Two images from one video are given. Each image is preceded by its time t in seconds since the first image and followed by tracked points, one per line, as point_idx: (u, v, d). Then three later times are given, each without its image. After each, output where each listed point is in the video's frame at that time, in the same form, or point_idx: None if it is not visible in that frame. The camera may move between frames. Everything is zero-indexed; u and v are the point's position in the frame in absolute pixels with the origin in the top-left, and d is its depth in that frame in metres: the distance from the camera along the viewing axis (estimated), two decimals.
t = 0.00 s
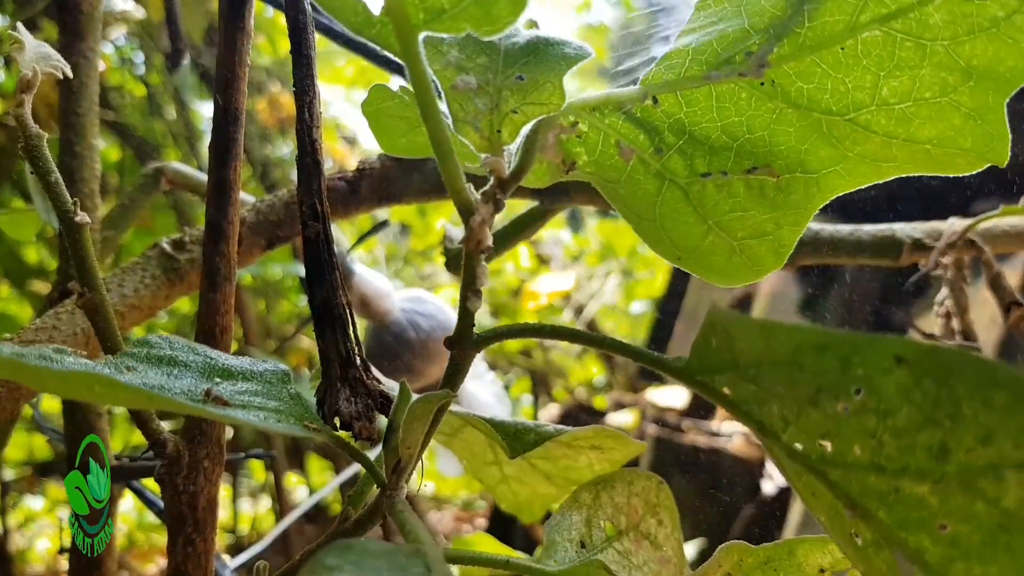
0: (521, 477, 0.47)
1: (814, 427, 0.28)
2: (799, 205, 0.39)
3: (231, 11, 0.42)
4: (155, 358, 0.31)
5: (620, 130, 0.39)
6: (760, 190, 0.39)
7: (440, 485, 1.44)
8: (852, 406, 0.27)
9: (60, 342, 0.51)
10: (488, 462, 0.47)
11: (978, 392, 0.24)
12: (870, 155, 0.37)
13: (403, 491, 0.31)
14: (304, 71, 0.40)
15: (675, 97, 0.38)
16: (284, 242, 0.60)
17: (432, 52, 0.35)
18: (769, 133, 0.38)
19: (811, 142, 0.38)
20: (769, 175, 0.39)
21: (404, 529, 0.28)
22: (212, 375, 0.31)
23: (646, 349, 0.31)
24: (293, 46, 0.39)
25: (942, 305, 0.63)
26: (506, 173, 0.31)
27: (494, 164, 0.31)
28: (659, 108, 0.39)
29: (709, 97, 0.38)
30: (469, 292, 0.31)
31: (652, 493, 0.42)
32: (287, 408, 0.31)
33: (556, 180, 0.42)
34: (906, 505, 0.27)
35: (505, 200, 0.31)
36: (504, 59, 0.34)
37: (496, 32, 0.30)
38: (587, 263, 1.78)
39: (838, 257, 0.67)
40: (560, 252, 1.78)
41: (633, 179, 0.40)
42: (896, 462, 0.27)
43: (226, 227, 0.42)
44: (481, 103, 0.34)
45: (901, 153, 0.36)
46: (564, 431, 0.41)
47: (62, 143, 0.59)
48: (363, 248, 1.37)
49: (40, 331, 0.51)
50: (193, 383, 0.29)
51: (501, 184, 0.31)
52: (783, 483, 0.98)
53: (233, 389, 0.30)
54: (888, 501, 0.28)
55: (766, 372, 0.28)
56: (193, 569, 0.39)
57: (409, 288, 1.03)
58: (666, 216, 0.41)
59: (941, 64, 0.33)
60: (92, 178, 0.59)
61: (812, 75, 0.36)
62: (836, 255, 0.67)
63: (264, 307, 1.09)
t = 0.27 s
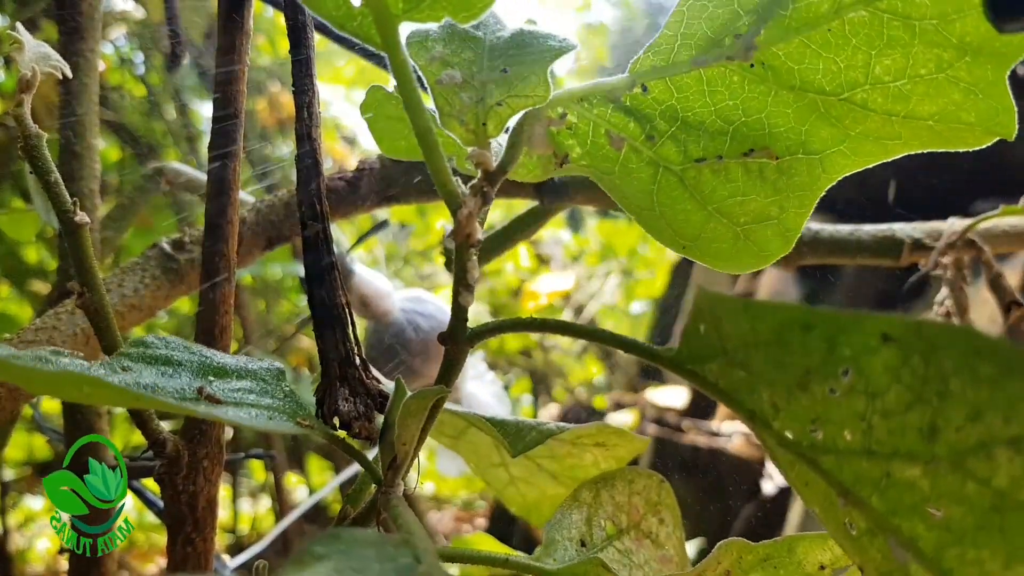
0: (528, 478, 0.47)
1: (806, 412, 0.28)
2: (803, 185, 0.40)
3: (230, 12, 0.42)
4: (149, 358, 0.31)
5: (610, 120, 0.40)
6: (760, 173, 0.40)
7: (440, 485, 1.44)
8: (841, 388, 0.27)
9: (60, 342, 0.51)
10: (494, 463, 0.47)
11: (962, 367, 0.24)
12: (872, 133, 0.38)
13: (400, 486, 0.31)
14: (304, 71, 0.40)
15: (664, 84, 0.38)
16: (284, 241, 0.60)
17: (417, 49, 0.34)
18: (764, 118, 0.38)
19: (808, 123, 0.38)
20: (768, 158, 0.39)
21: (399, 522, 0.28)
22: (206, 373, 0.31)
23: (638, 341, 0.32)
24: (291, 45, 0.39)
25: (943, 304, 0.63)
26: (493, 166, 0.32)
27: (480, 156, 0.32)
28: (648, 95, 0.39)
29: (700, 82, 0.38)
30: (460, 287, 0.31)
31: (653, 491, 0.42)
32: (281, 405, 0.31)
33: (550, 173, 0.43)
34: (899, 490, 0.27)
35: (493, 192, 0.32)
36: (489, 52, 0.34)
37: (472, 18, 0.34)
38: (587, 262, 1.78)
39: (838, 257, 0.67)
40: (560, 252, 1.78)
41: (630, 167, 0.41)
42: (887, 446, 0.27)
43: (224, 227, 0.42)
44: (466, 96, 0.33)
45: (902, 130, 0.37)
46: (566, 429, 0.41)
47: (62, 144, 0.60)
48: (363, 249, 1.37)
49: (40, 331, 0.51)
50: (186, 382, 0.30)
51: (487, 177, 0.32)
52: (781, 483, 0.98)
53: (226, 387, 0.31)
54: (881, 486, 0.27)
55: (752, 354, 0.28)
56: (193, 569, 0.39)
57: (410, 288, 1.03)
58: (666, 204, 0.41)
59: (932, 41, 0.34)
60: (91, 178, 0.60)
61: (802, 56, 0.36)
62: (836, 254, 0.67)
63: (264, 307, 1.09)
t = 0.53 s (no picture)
0: (527, 478, 0.47)
1: (805, 411, 0.28)
2: (806, 191, 0.40)
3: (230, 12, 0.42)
4: (148, 359, 0.31)
5: (613, 122, 0.40)
6: (762, 177, 0.40)
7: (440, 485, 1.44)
8: (839, 388, 0.26)
9: (60, 342, 0.51)
10: (494, 463, 0.47)
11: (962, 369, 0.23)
12: (876, 137, 0.38)
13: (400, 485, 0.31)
14: (304, 69, 0.40)
15: (666, 86, 0.39)
16: (284, 242, 0.60)
17: (418, 50, 0.34)
18: (766, 122, 0.39)
19: (811, 127, 0.38)
20: (769, 162, 0.39)
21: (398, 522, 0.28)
22: (204, 375, 0.31)
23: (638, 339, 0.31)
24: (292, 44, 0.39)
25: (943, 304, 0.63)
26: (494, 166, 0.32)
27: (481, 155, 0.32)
28: (650, 97, 0.39)
29: (703, 85, 0.38)
30: (461, 285, 0.32)
31: (653, 493, 0.42)
32: (280, 405, 0.31)
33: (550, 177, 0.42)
34: (898, 487, 0.27)
35: (495, 190, 0.32)
36: (492, 52, 0.34)
37: (471, 16, 0.33)
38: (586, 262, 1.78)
39: (838, 257, 0.67)
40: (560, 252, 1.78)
41: (632, 171, 0.41)
42: (887, 445, 0.27)
43: (225, 226, 0.42)
44: (468, 96, 0.33)
45: (905, 134, 0.37)
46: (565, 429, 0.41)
47: (62, 144, 0.60)
48: (363, 249, 1.37)
49: (40, 331, 0.51)
50: (185, 383, 0.30)
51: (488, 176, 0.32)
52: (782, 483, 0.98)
53: (225, 388, 0.31)
54: (881, 483, 0.27)
55: (752, 356, 0.28)
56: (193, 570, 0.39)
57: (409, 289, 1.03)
58: (668, 208, 0.41)
59: (934, 37, 0.34)
60: (91, 178, 0.59)
61: (803, 58, 0.36)
62: (836, 254, 0.67)
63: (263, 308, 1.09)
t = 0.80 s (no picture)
0: (525, 480, 0.47)
1: (803, 404, 0.27)
2: (797, 183, 0.40)
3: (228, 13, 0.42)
4: (144, 362, 0.31)
5: (603, 117, 0.39)
6: (752, 170, 0.40)
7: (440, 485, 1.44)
8: (835, 381, 0.26)
9: (60, 342, 0.51)
10: (492, 464, 0.47)
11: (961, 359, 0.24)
12: (865, 129, 0.38)
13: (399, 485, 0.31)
14: (304, 71, 0.40)
15: (655, 80, 0.38)
16: (283, 241, 0.60)
17: (407, 48, 0.35)
18: (756, 115, 0.38)
19: (801, 119, 0.38)
20: (759, 155, 0.39)
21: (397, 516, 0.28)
22: (201, 375, 0.32)
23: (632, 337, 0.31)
24: (292, 46, 0.40)
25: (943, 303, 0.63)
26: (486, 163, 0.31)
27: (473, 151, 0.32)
28: (640, 92, 0.39)
29: (692, 79, 0.38)
30: (457, 283, 0.31)
31: (653, 490, 0.42)
32: (278, 404, 0.32)
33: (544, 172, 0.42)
34: (894, 481, 0.26)
35: (488, 189, 0.32)
36: (481, 49, 0.34)
37: (457, 12, 0.33)
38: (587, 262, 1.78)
39: (839, 257, 0.68)
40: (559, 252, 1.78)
41: (622, 166, 0.41)
42: (884, 437, 0.26)
43: (224, 227, 0.42)
44: (459, 94, 0.33)
45: (895, 124, 0.37)
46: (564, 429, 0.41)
47: (61, 144, 0.60)
48: (363, 249, 1.37)
49: (39, 331, 0.51)
50: (181, 385, 0.30)
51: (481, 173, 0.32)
52: (782, 483, 0.98)
53: (223, 389, 0.31)
54: (878, 478, 0.27)
55: (747, 353, 0.27)
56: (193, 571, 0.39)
57: (410, 289, 1.03)
58: (660, 203, 0.41)
59: (922, 30, 0.33)
60: (91, 178, 0.59)
61: (792, 51, 0.36)
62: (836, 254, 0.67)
63: (263, 308, 1.09)
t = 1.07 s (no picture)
0: (529, 474, 0.47)
1: (784, 392, 0.27)
2: (751, 187, 0.40)
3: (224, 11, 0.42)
4: (132, 365, 0.31)
5: (575, 112, 0.40)
6: (712, 172, 0.40)
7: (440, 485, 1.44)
8: (815, 370, 0.26)
9: (60, 342, 0.51)
10: (495, 460, 0.47)
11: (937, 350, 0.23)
12: (818, 140, 0.39)
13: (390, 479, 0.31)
14: (301, 69, 0.40)
15: (628, 80, 0.38)
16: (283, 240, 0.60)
17: (379, 41, 0.34)
18: (720, 118, 0.39)
19: (760, 125, 0.39)
20: (720, 156, 0.40)
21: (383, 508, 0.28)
22: (190, 377, 0.32)
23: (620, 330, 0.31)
24: (289, 45, 0.40)
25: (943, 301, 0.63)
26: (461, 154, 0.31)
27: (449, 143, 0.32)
28: (612, 89, 0.39)
29: (663, 80, 0.38)
30: (440, 275, 0.32)
31: (654, 486, 0.43)
32: (269, 404, 0.32)
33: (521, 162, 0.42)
34: (877, 467, 0.26)
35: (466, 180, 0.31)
36: (453, 41, 0.34)
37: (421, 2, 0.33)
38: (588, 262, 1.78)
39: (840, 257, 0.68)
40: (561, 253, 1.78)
41: (588, 161, 0.41)
42: (863, 425, 0.26)
43: (223, 227, 0.42)
44: (432, 85, 0.33)
45: (845, 137, 0.38)
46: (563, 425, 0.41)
47: (61, 144, 0.60)
48: (363, 248, 1.37)
49: (39, 331, 0.51)
50: (168, 386, 0.30)
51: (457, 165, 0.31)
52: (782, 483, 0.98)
53: (212, 390, 0.31)
54: (859, 464, 0.27)
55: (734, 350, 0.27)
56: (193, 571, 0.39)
57: (410, 288, 1.03)
58: (622, 201, 0.41)
59: (886, 57, 0.35)
60: (91, 178, 0.59)
61: (761, 61, 0.36)
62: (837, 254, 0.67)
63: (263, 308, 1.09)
